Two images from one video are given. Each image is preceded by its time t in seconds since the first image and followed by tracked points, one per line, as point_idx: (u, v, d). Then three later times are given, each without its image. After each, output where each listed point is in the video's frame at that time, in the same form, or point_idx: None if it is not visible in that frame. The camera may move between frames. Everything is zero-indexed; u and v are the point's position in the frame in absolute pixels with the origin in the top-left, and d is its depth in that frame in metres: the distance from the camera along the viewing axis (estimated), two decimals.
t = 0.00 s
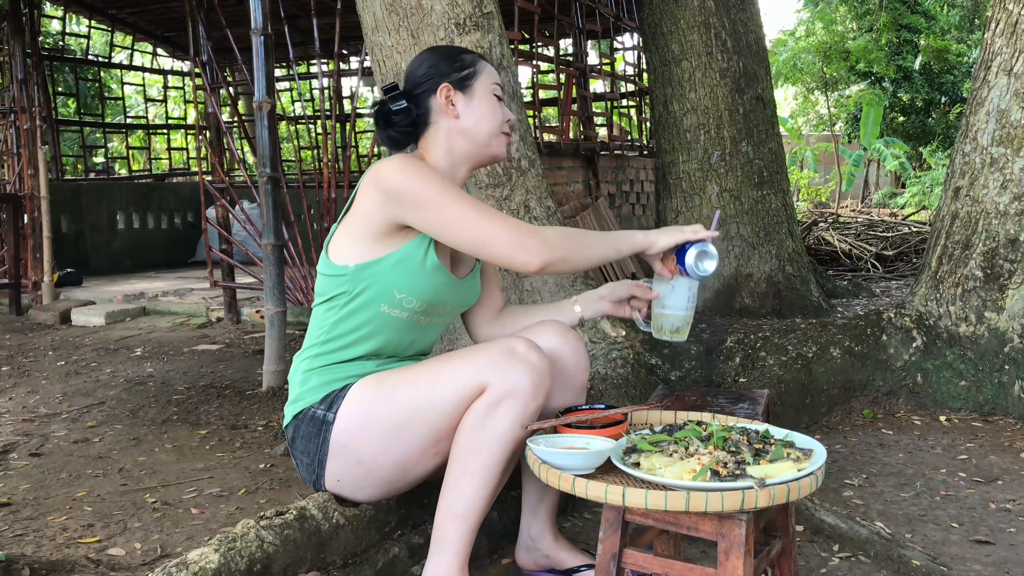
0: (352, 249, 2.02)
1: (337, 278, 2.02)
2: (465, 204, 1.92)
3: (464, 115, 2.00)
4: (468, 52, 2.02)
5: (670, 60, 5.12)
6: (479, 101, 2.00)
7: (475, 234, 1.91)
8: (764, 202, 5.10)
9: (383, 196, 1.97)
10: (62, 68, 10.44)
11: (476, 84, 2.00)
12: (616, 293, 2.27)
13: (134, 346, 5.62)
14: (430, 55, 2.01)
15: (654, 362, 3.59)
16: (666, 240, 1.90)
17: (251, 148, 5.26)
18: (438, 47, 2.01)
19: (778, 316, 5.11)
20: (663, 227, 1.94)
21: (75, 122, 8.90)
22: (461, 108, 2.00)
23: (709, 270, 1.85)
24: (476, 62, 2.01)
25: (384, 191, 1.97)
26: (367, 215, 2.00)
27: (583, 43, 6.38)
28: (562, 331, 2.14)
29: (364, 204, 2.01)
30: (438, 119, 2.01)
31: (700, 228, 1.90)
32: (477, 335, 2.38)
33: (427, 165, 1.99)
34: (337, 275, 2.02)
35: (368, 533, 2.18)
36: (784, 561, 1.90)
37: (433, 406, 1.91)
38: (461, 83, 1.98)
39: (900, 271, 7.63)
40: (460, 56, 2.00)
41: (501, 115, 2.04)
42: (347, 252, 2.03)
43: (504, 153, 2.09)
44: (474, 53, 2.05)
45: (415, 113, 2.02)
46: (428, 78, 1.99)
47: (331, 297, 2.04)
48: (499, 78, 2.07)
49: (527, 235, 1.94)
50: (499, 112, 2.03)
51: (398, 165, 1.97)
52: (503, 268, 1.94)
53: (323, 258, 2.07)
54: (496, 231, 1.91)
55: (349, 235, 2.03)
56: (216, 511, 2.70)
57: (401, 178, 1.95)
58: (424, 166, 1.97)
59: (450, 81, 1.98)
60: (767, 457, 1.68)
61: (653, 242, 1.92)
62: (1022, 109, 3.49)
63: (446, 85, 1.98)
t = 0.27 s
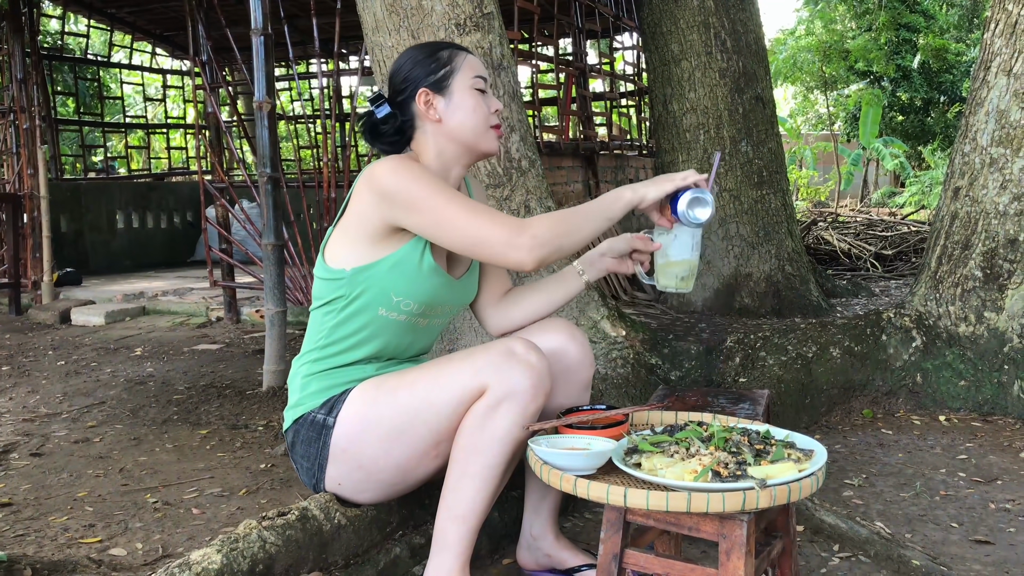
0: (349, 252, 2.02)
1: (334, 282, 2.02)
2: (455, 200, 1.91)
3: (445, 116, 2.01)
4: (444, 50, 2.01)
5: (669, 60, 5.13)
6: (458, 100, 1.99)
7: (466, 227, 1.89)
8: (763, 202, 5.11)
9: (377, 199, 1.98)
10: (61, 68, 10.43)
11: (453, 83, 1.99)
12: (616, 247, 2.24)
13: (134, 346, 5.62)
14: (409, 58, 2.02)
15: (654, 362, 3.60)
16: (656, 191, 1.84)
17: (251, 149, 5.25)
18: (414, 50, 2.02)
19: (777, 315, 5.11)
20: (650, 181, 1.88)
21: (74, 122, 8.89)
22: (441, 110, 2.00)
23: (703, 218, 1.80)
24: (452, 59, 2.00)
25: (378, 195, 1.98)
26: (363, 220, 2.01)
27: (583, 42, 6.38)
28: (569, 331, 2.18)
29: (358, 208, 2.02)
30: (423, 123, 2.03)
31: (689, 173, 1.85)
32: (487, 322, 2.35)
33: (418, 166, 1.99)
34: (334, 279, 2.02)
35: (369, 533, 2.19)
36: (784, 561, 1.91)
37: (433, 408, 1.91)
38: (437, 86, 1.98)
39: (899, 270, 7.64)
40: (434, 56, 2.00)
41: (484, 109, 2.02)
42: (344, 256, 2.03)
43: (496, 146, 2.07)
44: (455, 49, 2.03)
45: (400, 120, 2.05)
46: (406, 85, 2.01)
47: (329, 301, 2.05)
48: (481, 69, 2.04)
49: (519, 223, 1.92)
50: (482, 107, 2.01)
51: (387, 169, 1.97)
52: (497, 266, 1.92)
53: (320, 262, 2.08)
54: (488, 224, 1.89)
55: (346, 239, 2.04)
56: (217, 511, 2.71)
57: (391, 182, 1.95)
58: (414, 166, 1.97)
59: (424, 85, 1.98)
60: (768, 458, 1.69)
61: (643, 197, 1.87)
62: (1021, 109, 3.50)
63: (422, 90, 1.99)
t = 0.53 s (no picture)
0: (350, 255, 2.02)
1: (334, 284, 2.02)
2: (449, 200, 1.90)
3: (450, 120, 2.00)
4: (451, 51, 2.00)
5: (669, 59, 5.13)
6: (464, 103, 1.98)
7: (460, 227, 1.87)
8: (762, 201, 5.10)
9: (376, 202, 1.98)
10: (60, 67, 10.42)
11: (460, 86, 1.97)
12: (614, 235, 2.23)
13: (134, 345, 5.62)
14: (416, 59, 2.02)
15: (654, 361, 3.60)
16: (648, 172, 1.78)
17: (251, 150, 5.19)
18: (423, 50, 2.01)
19: (777, 315, 5.11)
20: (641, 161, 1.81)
21: (73, 121, 8.88)
22: (446, 113, 2.00)
23: (697, 199, 1.78)
24: (460, 61, 1.98)
25: (376, 198, 1.98)
26: (363, 223, 2.01)
27: (583, 41, 6.38)
28: (572, 331, 2.19)
29: (359, 210, 2.03)
30: (429, 125, 2.03)
31: (680, 148, 1.77)
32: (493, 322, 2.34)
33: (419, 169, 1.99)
34: (334, 283, 2.02)
35: (371, 532, 2.19)
36: (786, 560, 1.91)
37: (434, 409, 1.91)
38: (443, 89, 1.98)
39: (898, 269, 7.64)
40: (441, 58, 1.99)
41: (491, 113, 2.00)
42: (344, 258, 2.03)
43: (501, 151, 2.05)
44: (464, 51, 2.02)
45: (406, 120, 2.05)
46: (412, 86, 2.01)
47: (329, 304, 2.05)
48: (489, 71, 2.02)
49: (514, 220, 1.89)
50: (488, 111, 1.99)
51: (385, 173, 1.97)
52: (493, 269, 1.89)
53: (320, 265, 2.08)
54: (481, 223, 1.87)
55: (347, 242, 2.04)
56: (218, 511, 2.71)
57: (389, 185, 1.95)
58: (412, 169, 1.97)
59: (431, 88, 1.98)
60: (770, 457, 1.69)
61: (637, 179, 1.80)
62: (1021, 108, 3.50)
63: (429, 93, 1.98)
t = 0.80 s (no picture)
0: (355, 258, 2.02)
1: (339, 287, 2.02)
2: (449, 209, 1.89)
3: (466, 134, 2.00)
4: (480, 62, 1.97)
5: (669, 59, 5.14)
6: (483, 119, 1.97)
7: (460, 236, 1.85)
8: (763, 201, 5.10)
9: (379, 206, 1.98)
10: (60, 68, 10.42)
11: (483, 103, 1.95)
12: (610, 248, 2.25)
13: (134, 346, 5.62)
14: (443, 64, 1.99)
15: (655, 362, 3.60)
16: (648, 183, 1.79)
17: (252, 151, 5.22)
18: (452, 55, 1.98)
19: (777, 315, 5.11)
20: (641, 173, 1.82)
21: (73, 122, 8.88)
22: (464, 126, 1.99)
23: (699, 210, 1.79)
24: (487, 76, 1.96)
25: (380, 202, 1.98)
26: (366, 226, 2.01)
27: (583, 42, 6.38)
28: (573, 336, 2.18)
29: (363, 214, 2.03)
30: (445, 133, 2.03)
31: (681, 160, 1.77)
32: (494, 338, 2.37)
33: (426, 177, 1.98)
34: (339, 285, 2.02)
35: (372, 533, 2.19)
36: (787, 561, 1.91)
37: (436, 410, 1.91)
38: (465, 103, 1.96)
39: (898, 270, 7.64)
40: (469, 70, 1.96)
41: (509, 132, 1.99)
42: (349, 261, 2.03)
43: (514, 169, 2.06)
44: (493, 64, 1.98)
45: (422, 124, 2.04)
46: (435, 93, 2.00)
47: (333, 306, 2.05)
48: (516, 88, 1.99)
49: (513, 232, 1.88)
50: (507, 131, 1.98)
51: (388, 177, 1.97)
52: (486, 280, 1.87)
53: (325, 267, 2.08)
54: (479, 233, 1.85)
55: (352, 244, 2.04)
56: (219, 512, 2.71)
57: (393, 189, 1.95)
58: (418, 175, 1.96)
59: (453, 100, 1.97)
60: (772, 458, 1.69)
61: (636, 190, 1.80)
62: (1021, 108, 3.50)
63: (450, 104, 1.97)
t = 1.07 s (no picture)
0: (358, 258, 2.01)
1: (341, 287, 2.02)
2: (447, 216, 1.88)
3: (473, 135, 1.99)
4: (490, 64, 1.96)
5: (668, 58, 5.14)
6: (491, 121, 1.97)
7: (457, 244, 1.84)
8: (762, 200, 5.10)
9: (380, 209, 1.97)
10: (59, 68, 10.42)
11: (491, 105, 1.95)
12: (608, 253, 2.22)
13: (133, 346, 5.61)
14: (453, 66, 1.98)
15: (654, 361, 3.59)
16: (646, 193, 1.79)
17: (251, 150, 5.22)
18: (462, 55, 1.98)
19: (776, 314, 5.11)
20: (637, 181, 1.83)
21: (71, 122, 8.87)
22: (471, 126, 1.99)
23: (701, 216, 1.78)
24: (496, 78, 1.95)
25: (381, 204, 1.96)
26: (367, 228, 2.00)
27: (582, 42, 6.38)
28: (570, 335, 2.18)
29: (364, 214, 2.01)
30: (452, 133, 2.03)
31: (679, 169, 1.78)
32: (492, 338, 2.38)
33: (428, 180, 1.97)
34: (340, 285, 2.02)
35: (371, 532, 2.18)
36: (786, 559, 1.91)
37: (433, 408, 1.91)
38: (473, 104, 1.96)
39: (897, 269, 7.63)
40: (478, 71, 1.95)
41: (516, 135, 1.99)
42: (351, 260, 2.03)
43: (518, 173, 2.06)
44: (504, 67, 1.98)
45: (428, 123, 2.04)
46: (444, 92, 1.99)
47: (334, 305, 2.05)
48: (524, 92, 1.99)
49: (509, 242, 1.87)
50: (513, 135, 1.98)
51: (390, 180, 1.95)
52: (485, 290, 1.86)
53: (327, 265, 2.08)
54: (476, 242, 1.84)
55: (353, 243, 2.03)
56: (217, 511, 2.70)
57: (395, 193, 1.93)
58: (420, 179, 1.95)
59: (462, 101, 1.96)
60: (770, 455, 1.69)
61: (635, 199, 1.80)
62: (1020, 107, 3.50)
63: (458, 104, 1.97)
